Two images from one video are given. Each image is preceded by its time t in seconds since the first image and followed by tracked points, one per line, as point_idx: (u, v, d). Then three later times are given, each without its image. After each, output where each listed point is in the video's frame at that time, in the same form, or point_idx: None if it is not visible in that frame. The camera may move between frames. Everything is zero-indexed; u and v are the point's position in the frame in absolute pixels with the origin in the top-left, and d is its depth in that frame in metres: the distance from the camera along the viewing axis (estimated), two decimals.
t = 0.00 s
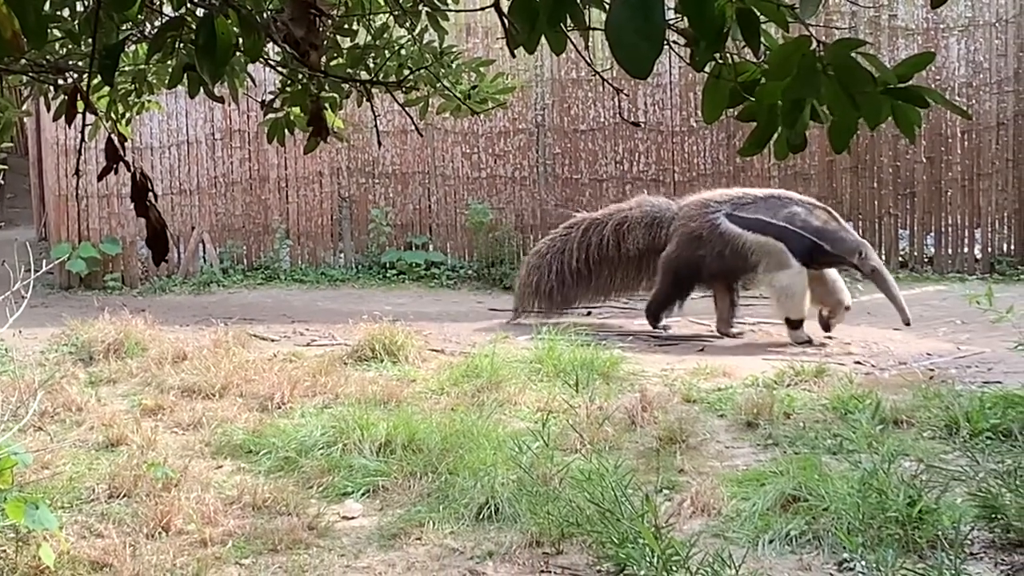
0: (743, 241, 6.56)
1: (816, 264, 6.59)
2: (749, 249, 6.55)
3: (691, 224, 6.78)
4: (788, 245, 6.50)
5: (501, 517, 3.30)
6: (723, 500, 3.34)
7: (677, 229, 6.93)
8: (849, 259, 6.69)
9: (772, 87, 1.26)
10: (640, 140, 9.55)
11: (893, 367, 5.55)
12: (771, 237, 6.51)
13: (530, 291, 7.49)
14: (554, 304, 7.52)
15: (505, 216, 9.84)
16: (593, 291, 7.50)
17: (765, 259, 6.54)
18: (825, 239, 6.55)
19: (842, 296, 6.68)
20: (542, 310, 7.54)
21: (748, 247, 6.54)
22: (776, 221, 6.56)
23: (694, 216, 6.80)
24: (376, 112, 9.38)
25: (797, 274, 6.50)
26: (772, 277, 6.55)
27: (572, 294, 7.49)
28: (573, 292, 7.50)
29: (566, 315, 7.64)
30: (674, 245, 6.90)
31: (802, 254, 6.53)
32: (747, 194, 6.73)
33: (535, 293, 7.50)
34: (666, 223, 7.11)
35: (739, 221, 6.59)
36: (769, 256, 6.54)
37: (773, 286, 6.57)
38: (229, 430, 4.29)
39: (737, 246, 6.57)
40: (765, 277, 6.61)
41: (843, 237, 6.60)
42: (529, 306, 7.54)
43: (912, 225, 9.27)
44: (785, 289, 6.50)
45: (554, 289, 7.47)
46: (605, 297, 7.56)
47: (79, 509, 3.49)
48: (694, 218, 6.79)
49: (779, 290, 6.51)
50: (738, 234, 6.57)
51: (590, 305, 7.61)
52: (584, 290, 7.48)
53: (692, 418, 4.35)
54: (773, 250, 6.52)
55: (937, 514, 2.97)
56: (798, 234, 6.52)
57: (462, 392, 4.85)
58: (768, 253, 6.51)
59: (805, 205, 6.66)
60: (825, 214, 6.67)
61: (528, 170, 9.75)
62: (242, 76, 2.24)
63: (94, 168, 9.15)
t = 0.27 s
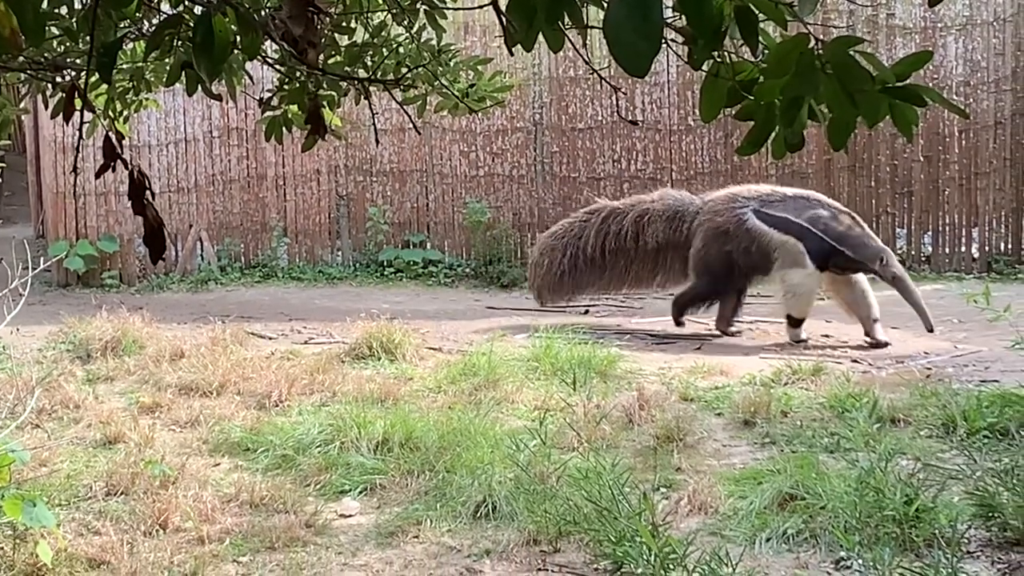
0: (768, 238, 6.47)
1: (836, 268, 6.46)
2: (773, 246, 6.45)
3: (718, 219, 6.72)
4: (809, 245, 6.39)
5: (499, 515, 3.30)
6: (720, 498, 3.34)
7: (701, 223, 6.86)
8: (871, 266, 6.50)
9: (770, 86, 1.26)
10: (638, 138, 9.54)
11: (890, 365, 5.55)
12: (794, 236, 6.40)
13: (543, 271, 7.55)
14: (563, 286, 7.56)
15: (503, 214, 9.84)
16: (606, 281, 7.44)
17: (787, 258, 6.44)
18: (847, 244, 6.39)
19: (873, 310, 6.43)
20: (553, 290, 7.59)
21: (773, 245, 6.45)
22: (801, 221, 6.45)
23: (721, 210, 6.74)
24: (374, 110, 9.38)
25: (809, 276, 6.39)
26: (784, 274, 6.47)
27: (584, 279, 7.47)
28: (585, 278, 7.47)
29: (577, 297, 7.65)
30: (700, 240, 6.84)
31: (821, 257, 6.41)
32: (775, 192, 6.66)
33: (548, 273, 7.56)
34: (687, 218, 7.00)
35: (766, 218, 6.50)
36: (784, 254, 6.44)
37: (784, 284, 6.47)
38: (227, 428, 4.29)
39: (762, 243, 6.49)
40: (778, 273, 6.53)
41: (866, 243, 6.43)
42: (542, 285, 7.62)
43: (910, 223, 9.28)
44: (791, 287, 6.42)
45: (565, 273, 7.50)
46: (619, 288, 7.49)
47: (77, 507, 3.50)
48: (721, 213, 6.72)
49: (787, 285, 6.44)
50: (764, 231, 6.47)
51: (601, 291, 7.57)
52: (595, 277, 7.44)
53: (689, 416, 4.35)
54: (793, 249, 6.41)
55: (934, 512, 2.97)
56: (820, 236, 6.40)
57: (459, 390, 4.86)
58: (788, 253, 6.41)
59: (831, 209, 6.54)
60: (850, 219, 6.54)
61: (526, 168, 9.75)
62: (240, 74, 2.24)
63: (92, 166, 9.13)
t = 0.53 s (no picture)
0: (791, 236, 6.37)
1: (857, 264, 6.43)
2: (796, 245, 6.36)
3: (743, 218, 6.56)
4: (831, 243, 6.32)
5: (497, 512, 3.30)
6: (718, 494, 3.35)
7: (725, 222, 6.67)
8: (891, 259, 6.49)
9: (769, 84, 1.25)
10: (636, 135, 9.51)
11: (887, 362, 5.56)
12: (816, 234, 6.32)
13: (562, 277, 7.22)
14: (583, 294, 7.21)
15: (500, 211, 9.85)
16: (627, 286, 7.14)
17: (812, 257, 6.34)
18: (869, 240, 6.37)
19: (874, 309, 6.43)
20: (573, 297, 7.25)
21: (796, 243, 6.35)
22: (823, 217, 6.37)
23: (744, 208, 6.59)
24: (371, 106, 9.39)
25: (831, 274, 6.32)
26: (805, 271, 6.37)
27: (605, 286, 7.15)
28: (605, 285, 7.15)
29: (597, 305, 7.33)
30: (724, 241, 6.69)
31: (843, 254, 6.36)
32: (795, 187, 6.57)
33: (566, 276, 7.24)
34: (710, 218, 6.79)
35: (787, 215, 6.40)
36: (806, 251, 6.35)
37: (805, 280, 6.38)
38: (225, 424, 4.29)
39: (785, 241, 6.38)
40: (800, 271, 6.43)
41: (887, 237, 6.41)
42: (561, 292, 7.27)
43: (907, 221, 9.29)
44: (812, 282, 6.34)
45: (585, 278, 7.16)
46: (640, 294, 7.20)
47: (75, 504, 3.49)
48: (746, 211, 6.57)
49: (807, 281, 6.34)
50: (788, 228, 6.37)
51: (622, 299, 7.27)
52: (616, 284, 7.14)
53: (687, 413, 4.36)
54: (815, 247, 6.32)
55: (931, 508, 2.98)
56: (843, 234, 6.34)
57: (458, 387, 4.86)
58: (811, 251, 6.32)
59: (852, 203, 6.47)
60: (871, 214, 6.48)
61: (524, 165, 9.74)
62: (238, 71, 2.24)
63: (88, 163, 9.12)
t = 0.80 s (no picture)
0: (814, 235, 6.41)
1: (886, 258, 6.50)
2: (820, 243, 6.40)
3: (761, 216, 6.51)
4: (859, 242, 6.40)
5: (495, 506, 3.30)
6: (716, 489, 3.34)
7: (743, 221, 6.61)
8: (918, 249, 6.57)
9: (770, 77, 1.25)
10: (634, 129, 9.51)
11: (886, 357, 5.55)
12: (840, 233, 6.37)
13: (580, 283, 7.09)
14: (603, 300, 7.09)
15: (498, 205, 9.86)
16: (646, 288, 7.04)
17: (836, 254, 6.43)
18: (893, 232, 6.46)
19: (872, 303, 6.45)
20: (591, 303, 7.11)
21: (821, 242, 6.39)
22: (845, 215, 6.40)
23: (763, 207, 6.54)
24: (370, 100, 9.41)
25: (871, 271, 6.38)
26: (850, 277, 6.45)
27: (623, 289, 7.04)
28: (624, 288, 7.04)
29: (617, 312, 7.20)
30: (744, 240, 6.61)
31: (871, 250, 6.43)
32: (814, 185, 6.58)
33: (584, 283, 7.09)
34: (727, 217, 6.71)
35: (809, 213, 6.42)
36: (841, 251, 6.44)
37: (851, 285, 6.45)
38: (223, 419, 4.29)
39: (807, 238, 6.40)
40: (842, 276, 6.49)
41: (910, 227, 6.50)
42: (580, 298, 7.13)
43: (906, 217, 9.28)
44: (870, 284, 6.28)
45: (605, 283, 7.03)
46: (660, 298, 7.09)
47: (72, 498, 3.49)
48: (764, 210, 6.52)
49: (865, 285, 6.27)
50: (811, 227, 6.40)
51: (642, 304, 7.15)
52: (635, 286, 7.03)
53: (685, 407, 4.35)
54: (843, 246, 6.40)
55: (930, 503, 2.97)
56: (867, 230, 6.42)
57: (455, 381, 4.86)
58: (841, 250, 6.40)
59: (873, 198, 6.51)
60: (893, 206, 6.53)
61: (522, 160, 9.76)
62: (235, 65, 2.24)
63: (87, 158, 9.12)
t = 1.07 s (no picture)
0: (828, 234, 6.27)
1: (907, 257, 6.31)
2: (834, 242, 6.27)
3: (771, 211, 6.46)
4: (878, 242, 6.22)
5: (484, 501, 3.31)
6: (705, 485, 3.34)
7: (754, 214, 6.56)
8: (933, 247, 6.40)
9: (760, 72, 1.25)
10: (624, 124, 9.55)
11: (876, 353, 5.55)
12: (856, 233, 6.22)
13: (586, 258, 7.17)
14: (607, 277, 7.17)
15: (489, 201, 9.86)
16: (649, 271, 7.08)
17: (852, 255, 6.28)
18: (910, 230, 6.27)
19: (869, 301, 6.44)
20: (594, 280, 7.20)
21: (834, 241, 6.25)
22: (860, 215, 6.23)
23: (774, 202, 6.47)
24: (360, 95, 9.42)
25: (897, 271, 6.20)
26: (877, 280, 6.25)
27: (627, 270, 7.09)
28: (628, 269, 7.10)
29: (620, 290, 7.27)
30: (752, 233, 6.57)
31: (891, 249, 6.23)
32: (828, 184, 6.43)
33: (589, 260, 7.18)
34: (738, 208, 6.67)
35: (822, 213, 6.29)
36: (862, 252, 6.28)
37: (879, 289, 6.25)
38: (212, 413, 4.29)
39: (819, 238, 6.29)
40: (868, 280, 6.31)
41: (926, 224, 6.32)
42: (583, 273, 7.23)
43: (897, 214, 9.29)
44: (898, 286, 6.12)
45: (609, 262, 7.12)
46: (664, 282, 7.13)
47: (62, 492, 3.49)
48: (776, 205, 6.46)
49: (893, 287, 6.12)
50: (825, 227, 6.26)
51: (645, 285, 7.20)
52: (638, 269, 7.07)
53: (675, 403, 4.35)
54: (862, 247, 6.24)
55: (919, 499, 2.97)
56: (885, 229, 6.22)
57: (445, 376, 4.86)
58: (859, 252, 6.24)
59: (888, 196, 6.33)
60: (909, 203, 6.33)
61: (513, 155, 9.77)
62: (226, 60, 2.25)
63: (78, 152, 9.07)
